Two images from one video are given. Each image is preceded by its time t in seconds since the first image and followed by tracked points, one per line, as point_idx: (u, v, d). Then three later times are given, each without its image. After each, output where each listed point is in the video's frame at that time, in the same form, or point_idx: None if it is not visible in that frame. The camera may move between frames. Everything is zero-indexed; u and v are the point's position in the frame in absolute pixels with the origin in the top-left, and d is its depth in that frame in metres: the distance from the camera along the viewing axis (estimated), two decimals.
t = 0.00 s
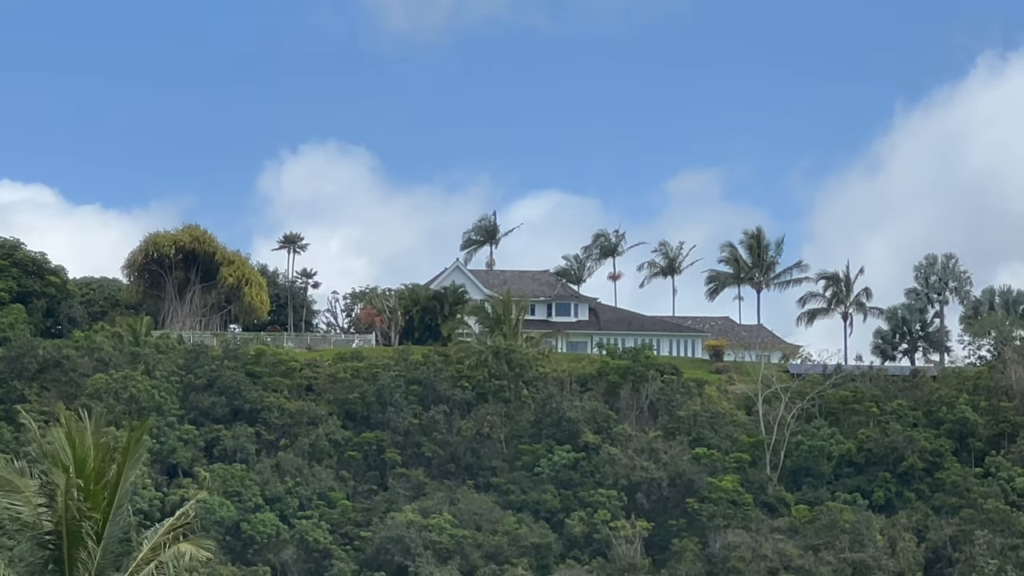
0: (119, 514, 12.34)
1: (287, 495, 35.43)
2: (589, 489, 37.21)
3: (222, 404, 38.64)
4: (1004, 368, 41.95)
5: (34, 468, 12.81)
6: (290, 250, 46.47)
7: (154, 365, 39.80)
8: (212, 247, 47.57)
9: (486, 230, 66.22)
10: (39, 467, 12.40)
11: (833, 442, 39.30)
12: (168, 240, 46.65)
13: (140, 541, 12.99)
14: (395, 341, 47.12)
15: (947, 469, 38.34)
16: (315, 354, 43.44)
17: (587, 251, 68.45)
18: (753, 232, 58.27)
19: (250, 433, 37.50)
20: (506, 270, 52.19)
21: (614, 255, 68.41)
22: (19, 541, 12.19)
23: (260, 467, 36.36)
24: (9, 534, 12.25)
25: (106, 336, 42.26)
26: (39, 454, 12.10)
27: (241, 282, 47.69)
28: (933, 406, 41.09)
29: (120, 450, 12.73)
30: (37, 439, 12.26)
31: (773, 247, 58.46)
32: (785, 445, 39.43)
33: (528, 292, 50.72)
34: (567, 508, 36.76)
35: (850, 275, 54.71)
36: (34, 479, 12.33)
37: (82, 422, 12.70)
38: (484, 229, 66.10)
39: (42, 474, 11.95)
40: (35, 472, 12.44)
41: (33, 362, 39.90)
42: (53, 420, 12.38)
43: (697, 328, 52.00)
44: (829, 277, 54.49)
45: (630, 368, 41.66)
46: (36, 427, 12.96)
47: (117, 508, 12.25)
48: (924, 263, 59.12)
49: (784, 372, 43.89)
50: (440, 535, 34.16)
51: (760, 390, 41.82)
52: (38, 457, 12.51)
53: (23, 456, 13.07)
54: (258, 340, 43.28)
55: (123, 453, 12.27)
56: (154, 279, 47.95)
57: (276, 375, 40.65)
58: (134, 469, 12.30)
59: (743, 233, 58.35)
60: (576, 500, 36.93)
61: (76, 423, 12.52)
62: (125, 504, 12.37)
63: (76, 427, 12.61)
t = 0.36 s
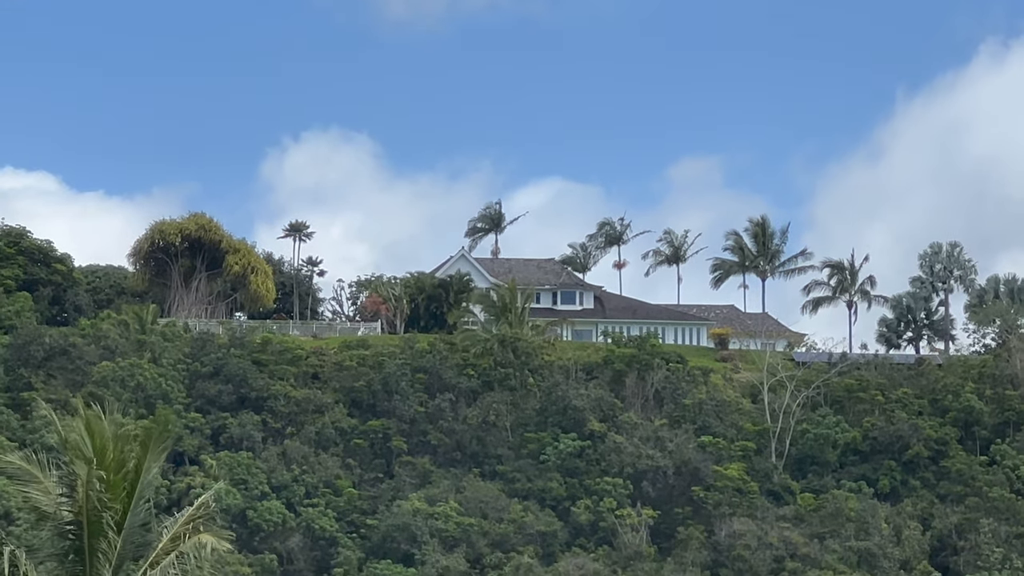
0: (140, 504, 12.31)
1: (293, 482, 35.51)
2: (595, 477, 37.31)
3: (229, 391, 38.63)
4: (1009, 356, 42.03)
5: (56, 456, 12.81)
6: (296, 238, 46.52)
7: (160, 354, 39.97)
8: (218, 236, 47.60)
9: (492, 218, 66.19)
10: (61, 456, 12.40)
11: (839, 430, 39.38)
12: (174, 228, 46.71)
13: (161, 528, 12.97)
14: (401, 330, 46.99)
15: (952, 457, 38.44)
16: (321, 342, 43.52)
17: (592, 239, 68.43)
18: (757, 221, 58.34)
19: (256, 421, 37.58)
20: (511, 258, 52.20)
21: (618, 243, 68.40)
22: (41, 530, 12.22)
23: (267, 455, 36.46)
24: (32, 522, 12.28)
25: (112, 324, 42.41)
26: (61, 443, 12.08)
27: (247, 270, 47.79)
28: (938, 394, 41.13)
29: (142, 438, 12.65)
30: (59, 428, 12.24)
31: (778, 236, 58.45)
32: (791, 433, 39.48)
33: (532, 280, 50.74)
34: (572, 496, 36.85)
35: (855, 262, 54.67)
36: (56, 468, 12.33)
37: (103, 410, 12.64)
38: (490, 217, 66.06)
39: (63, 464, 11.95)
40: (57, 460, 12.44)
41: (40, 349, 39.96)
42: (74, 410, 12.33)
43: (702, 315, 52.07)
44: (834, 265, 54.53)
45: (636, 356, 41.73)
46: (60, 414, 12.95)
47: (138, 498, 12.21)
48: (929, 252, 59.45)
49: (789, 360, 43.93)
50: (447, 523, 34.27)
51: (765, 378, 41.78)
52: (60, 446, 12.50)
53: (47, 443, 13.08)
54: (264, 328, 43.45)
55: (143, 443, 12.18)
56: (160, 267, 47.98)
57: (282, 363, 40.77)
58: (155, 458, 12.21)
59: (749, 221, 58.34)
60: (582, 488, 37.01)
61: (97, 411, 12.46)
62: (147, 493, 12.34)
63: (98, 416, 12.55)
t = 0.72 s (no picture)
0: (163, 498, 12.38)
1: (303, 473, 35.58)
2: (604, 469, 37.33)
3: (238, 382, 38.79)
4: (1018, 349, 42.01)
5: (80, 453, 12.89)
6: (305, 230, 46.57)
7: (170, 345, 40.11)
8: (227, 227, 47.65)
9: (501, 209, 66.16)
10: (84, 452, 12.47)
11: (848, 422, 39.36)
12: (183, 219, 46.78)
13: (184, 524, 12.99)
14: (409, 320, 47.10)
15: (961, 449, 38.43)
16: (329, 333, 43.60)
17: (601, 230, 68.40)
18: (765, 213, 58.17)
19: (265, 412, 37.63)
20: (520, 249, 52.19)
21: (627, 235, 68.32)
22: (65, 525, 12.26)
23: (276, 446, 36.49)
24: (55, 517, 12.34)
25: (121, 315, 42.55)
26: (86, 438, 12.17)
27: (256, 261, 47.77)
28: (947, 386, 41.11)
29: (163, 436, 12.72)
30: (82, 424, 12.34)
31: (787, 227, 58.33)
32: (799, 425, 39.53)
33: (541, 271, 50.72)
34: (581, 487, 36.90)
35: (863, 254, 54.57)
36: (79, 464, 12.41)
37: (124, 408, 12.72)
38: (498, 208, 66.03)
39: (87, 459, 12.02)
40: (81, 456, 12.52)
41: (49, 340, 40.10)
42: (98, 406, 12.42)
43: (710, 307, 52.06)
44: (841, 257, 54.38)
45: (645, 348, 41.96)
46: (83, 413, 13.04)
47: (161, 492, 12.27)
48: (938, 243, 59.01)
49: (798, 351, 43.94)
50: (456, 514, 34.33)
51: (774, 369, 41.81)
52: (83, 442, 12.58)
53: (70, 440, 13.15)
54: (274, 319, 43.59)
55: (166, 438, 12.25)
56: (169, 258, 48.05)
57: (291, 354, 40.80)
58: (177, 453, 12.27)
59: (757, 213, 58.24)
60: (591, 480, 37.06)
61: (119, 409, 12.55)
62: (170, 487, 12.41)
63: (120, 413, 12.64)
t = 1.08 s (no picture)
0: (185, 495, 12.40)
1: (312, 468, 35.65)
2: (614, 464, 37.35)
3: (248, 376, 38.91)
4: None
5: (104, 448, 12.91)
6: (314, 225, 46.60)
7: (180, 339, 40.25)
8: (236, 222, 47.66)
9: (510, 203, 66.11)
10: (108, 448, 12.49)
11: (857, 418, 39.34)
12: (192, 214, 46.85)
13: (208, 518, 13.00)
14: (418, 315, 47.15)
15: (971, 444, 38.39)
16: (339, 328, 43.67)
17: (610, 224, 68.34)
18: (774, 208, 58.09)
19: (275, 407, 37.67)
20: (529, 244, 52.15)
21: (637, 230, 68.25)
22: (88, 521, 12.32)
23: (286, 440, 36.55)
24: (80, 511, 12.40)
25: (131, 310, 42.68)
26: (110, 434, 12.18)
27: (265, 256, 47.77)
28: (956, 381, 41.07)
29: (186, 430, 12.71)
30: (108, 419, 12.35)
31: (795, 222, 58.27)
32: (809, 420, 39.51)
33: (551, 266, 50.72)
34: (591, 482, 36.93)
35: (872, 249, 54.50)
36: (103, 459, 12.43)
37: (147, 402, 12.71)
38: (508, 203, 65.99)
39: (111, 455, 12.03)
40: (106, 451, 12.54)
41: (59, 335, 40.32)
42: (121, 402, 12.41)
43: (719, 302, 51.99)
44: (850, 252, 54.32)
45: (654, 343, 41.84)
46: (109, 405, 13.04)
47: (184, 489, 12.30)
48: (946, 238, 58.93)
49: (807, 347, 43.92)
50: (465, 509, 34.38)
51: (783, 364, 41.85)
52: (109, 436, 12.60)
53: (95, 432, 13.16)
54: (284, 314, 43.65)
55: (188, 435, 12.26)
56: (178, 253, 48.10)
57: (301, 349, 40.85)
58: (200, 448, 12.27)
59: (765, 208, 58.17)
60: (600, 475, 37.09)
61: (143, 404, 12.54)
62: (192, 484, 12.43)
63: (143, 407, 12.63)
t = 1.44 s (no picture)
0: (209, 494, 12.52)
1: (323, 465, 35.73)
2: (624, 461, 37.41)
3: (258, 373, 38.98)
4: None
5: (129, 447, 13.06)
6: (324, 221, 46.66)
7: (190, 336, 40.46)
8: (246, 218, 47.73)
9: (519, 200, 66.14)
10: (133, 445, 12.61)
11: (867, 414, 39.35)
12: (202, 211, 46.94)
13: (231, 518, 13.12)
14: (428, 312, 47.32)
15: (980, 441, 38.40)
16: (349, 324, 43.78)
17: (620, 221, 68.37)
18: (783, 205, 58.10)
19: (286, 404, 37.78)
20: (539, 241, 52.20)
21: (646, 227, 68.28)
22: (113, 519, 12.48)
23: (296, 437, 36.64)
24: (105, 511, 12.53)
25: (141, 307, 42.84)
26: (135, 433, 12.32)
27: (275, 252, 47.86)
28: (966, 378, 41.04)
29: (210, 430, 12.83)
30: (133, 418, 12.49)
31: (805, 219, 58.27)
32: (819, 417, 39.52)
33: (560, 263, 50.79)
34: (601, 479, 36.97)
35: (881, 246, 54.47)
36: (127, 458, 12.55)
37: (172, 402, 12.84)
38: (518, 200, 66.03)
39: (135, 453, 12.16)
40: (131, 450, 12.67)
41: (70, 332, 40.35)
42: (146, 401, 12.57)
43: (728, 299, 52.00)
44: (859, 249, 54.30)
45: (664, 340, 41.87)
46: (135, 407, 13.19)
47: (208, 488, 12.40)
48: (955, 236, 59.04)
49: (816, 344, 43.97)
50: (476, 506, 34.46)
51: (793, 362, 41.91)
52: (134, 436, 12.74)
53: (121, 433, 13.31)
54: (294, 311, 43.76)
55: (211, 435, 12.37)
56: (188, 249, 48.22)
57: (311, 345, 41.00)
58: (224, 448, 12.37)
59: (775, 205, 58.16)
60: (610, 471, 37.13)
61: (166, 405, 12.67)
62: (217, 483, 12.54)
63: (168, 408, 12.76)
